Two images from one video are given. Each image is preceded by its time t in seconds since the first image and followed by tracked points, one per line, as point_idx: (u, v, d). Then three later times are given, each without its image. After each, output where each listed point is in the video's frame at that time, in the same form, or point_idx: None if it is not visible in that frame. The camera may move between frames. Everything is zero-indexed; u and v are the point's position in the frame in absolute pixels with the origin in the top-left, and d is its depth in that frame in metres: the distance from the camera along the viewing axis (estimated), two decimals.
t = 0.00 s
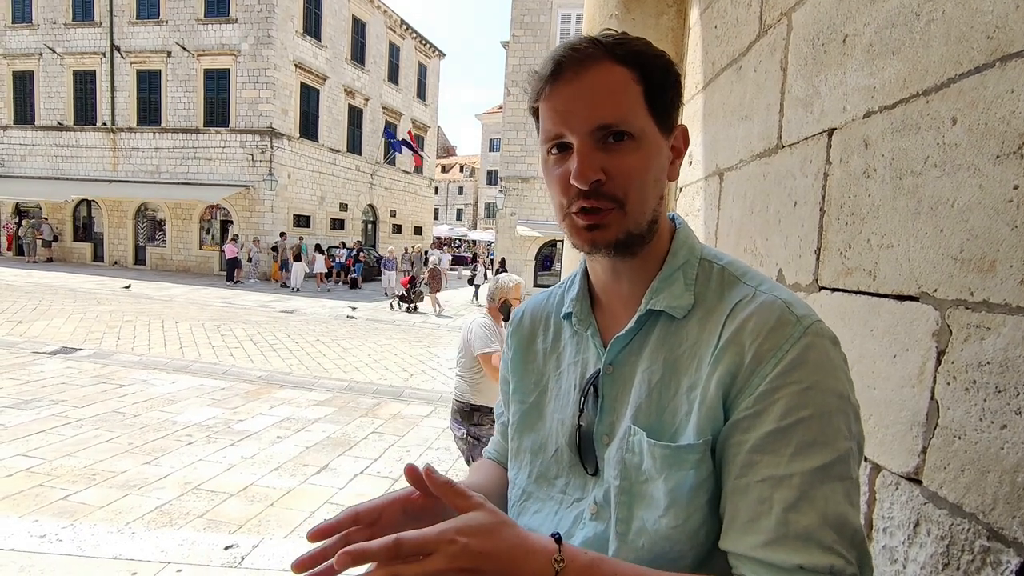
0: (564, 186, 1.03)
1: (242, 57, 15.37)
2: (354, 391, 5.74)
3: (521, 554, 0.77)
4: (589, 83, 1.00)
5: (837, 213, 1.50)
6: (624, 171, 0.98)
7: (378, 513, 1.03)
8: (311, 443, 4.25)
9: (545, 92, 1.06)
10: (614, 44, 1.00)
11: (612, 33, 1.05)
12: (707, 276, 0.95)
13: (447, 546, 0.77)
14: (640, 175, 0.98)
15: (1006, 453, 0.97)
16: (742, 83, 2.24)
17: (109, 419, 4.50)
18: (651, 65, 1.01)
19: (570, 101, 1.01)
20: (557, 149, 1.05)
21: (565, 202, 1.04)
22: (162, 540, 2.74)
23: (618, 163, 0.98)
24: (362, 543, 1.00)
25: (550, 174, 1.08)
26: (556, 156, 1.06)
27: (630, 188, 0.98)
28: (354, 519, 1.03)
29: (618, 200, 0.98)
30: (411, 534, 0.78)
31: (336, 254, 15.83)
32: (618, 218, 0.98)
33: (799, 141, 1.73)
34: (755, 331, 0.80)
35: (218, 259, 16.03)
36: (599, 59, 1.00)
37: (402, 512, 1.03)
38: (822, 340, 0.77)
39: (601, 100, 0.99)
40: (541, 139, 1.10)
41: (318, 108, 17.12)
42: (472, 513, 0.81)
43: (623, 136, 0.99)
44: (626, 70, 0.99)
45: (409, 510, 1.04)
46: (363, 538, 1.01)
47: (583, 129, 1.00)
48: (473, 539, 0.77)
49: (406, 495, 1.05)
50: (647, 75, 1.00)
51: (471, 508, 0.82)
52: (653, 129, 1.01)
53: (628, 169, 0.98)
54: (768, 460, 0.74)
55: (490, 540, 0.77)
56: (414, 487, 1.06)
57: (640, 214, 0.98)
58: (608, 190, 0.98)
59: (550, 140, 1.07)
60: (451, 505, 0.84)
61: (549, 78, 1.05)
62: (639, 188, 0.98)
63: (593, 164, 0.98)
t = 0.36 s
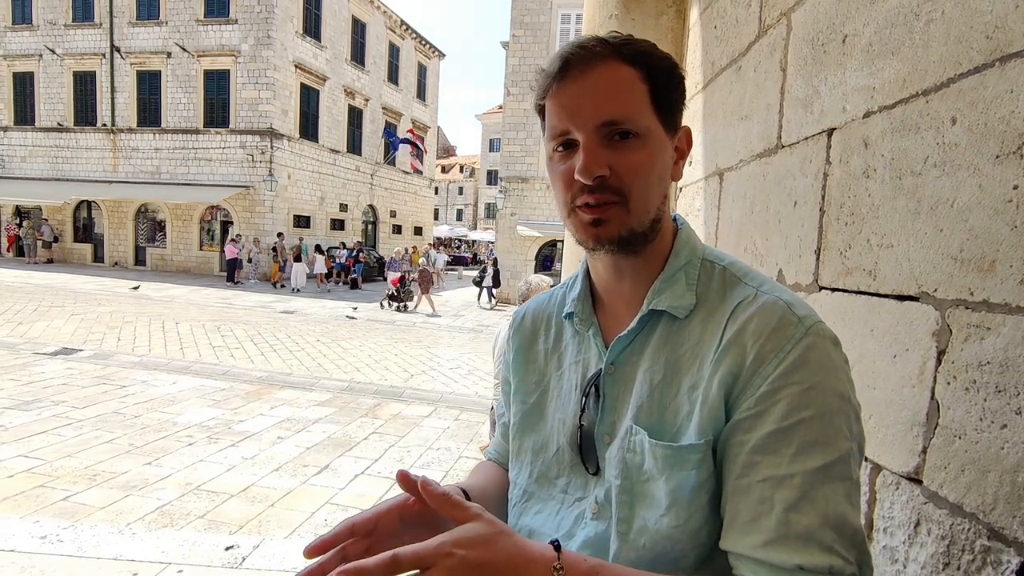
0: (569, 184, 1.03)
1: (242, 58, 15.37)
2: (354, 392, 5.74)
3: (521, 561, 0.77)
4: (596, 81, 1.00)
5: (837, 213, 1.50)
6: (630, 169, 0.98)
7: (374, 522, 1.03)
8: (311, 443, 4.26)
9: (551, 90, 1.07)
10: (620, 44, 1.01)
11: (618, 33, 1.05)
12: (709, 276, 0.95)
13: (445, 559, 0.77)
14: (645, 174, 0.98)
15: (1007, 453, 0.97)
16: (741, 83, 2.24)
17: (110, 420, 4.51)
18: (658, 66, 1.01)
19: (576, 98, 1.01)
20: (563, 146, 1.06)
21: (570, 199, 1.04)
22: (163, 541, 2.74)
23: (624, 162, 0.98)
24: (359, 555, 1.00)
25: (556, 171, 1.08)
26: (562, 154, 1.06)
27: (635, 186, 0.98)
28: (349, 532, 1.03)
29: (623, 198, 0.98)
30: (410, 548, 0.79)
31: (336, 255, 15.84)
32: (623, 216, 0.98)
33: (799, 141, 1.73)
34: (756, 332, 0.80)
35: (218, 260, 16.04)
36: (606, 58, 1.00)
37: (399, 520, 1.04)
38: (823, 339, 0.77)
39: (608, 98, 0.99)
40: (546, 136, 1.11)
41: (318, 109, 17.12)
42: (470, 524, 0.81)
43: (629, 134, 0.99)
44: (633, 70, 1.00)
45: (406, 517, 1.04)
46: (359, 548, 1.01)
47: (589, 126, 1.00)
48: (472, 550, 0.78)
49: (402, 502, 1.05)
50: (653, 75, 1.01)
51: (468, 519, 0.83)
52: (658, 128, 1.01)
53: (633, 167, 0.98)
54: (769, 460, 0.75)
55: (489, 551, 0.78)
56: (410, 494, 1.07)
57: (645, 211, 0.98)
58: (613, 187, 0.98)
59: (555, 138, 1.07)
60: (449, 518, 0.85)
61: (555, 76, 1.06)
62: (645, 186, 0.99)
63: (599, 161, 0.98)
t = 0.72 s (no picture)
0: (571, 184, 1.04)
1: (242, 58, 15.36)
2: (354, 391, 5.75)
3: (529, 533, 0.76)
4: (596, 80, 1.00)
5: (838, 212, 1.50)
6: (633, 167, 0.98)
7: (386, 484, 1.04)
8: (312, 443, 4.26)
9: (553, 89, 1.06)
10: (621, 43, 1.00)
11: (619, 31, 1.05)
12: (709, 275, 0.95)
13: (456, 520, 0.76)
14: (647, 172, 0.98)
15: (1008, 452, 0.97)
16: (742, 82, 2.24)
17: (110, 420, 4.50)
18: (659, 64, 1.01)
19: (578, 98, 1.01)
20: (564, 145, 1.06)
21: (572, 197, 1.04)
22: (163, 541, 2.75)
23: (626, 161, 0.98)
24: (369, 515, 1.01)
25: (557, 171, 1.07)
26: (563, 154, 1.06)
27: (636, 186, 0.98)
28: (361, 491, 1.05)
29: (625, 197, 0.98)
30: (421, 507, 0.77)
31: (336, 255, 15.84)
32: (625, 216, 0.98)
33: (799, 140, 1.73)
34: (756, 331, 0.80)
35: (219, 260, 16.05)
36: (609, 56, 1.00)
37: (409, 488, 1.04)
38: (825, 338, 0.77)
39: (609, 97, 0.99)
40: (547, 137, 1.10)
41: (318, 109, 17.12)
42: (482, 490, 0.80)
43: (630, 133, 0.99)
44: (635, 68, 1.00)
45: (416, 485, 1.04)
46: (368, 509, 1.02)
47: (590, 126, 1.00)
48: (484, 515, 0.76)
49: (413, 470, 1.05)
50: (655, 74, 1.01)
51: (481, 485, 0.81)
52: (660, 127, 1.01)
53: (635, 166, 0.98)
54: (770, 459, 0.74)
55: (500, 518, 0.76)
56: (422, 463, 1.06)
57: (648, 210, 0.98)
58: (615, 186, 0.99)
59: (557, 136, 1.07)
60: (461, 484, 0.83)
61: (555, 76, 1.05)
62: (646, 185, 0.99)
63: (601, 161, 0.98)
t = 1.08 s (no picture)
0: (572, 181, 1.04)
1: (242, 58, 15.36)
2: (355, 391, 5.75)
3: None
4: (600, 77, 1.00)
5: (838, 212, 1.50)
6: (634, 166, 0.98)
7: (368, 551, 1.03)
8: (312, 443, 4.26)
9: (555, 86, 1.06)
10: (626, 40, 1.00)
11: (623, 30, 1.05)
12: (711, 276, 0.95)
13: None
14: (650, 170, 0.98)
15: (1007, 451, 0.97)
16: (742, 82, 2.24)
17: (110, 420, 4.50)
18: (663, 62, 1.01)
19: (581, 95, 1.02)
20: (566, 142, 1.06)
21: (574, 195, 1.04)
22: (164, 541, 2.75)
23: (628, 158, 0.98)
24: None
25: (559, 167, 1.08)
26: (565, 150, 1.06)
27: (638, 184, 0.98)
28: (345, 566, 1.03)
29: (626, 195, 0.98)
30: None
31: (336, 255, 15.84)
32: (626, 213, 0.98)
33: (799, 140, 1.73)
34: (758, 333, 0.80)
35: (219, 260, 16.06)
36: (612, 54, 1.00)
37: (394, 547, 1.04)
38: (826, 340, 0.77)
39: (611, 95, 0.99)
40: (550, 133, 1.11)
41: (318, 109, 17.11)
42: (462, 551, 0.87)
43: (633, 131, 0.99)
44: (637, 66, 1.00)
45: (401, 542, 1.04)
46: None
47: (593, 123, 1.00)
48: None
49: (394, 531, 1.05)
50: (659, 73, 1.01)
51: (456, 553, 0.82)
52: (662, 125, 1.01)
53: (637, 163, 0.98)
54: (772, 461, 0.75)
55: None
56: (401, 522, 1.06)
57: (650, 209, 0.99)
58: (616, 184, 0.98)
59: (559, 133, 1.07)
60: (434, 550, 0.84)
61: (560, 71, 1.06)
62: (649, 183, 0.98)
63: (603, 158, 0.98)
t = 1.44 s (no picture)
0: (562, 183, 1.04)
1: (241, 58, 15.34)
2: (355, 391, 5.75)
3: None
4: (590, 79, 1.00)
5: (837, 210, 1.50)
6: (621, 168, 0.98)
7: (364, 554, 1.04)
8: (312, 443, 4.26)
9: (547, 88, 1.07)
10: (617, 41, 1.00)
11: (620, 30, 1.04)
12: (704, 277, 0.95)
13: None
14: (638, 171, 0.98)
15: (1007, 449, 0.97)
16: (741, 80, 2.24)
17: (109, 422, 4.50)
18: (655, 63, 1.00)
19: (570, 98, 1.02)
20: (559, 144, 1.06)
21: (563, 196, 1.05)
22: (164, 542, 2.75)
23: (615, 160, 0.98)
24: None
25: (551, 168, 1.08)
26: (557, 151, 1.07)
27: (626, 185, 0.98)
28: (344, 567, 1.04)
29: (614, 197, 0.98)
30: None
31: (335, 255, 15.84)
32: (613, 215, 0.98)
33: (798, 138, 1.73)
34: (754, 334, 0.80)
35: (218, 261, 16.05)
36: (603, 56, 1.00)
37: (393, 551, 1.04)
38: (820, 341, 0.77)
39: (601, 97, 0.99)
40: (544, 134, 1.11)
41: (316, 109, 17.10)
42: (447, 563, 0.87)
43: (623, 133, 0.98)
44: (628, 68, 0.99)
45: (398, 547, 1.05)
46: None
47: (582, 126, 1.01)
48: None
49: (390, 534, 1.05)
50: (652, 74, 0.99)
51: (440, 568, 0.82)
52: (654, 127, 1.00)
53: (624, 165, 0.98)
54: (763, 465, 0.75)
55: None
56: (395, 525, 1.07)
57: (639, 212, 0.98)
58: (604, 186, 0.98)
59: (552, 135, 1.08)
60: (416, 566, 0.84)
61: (552, 72, 1.06)
62: (637, 185, 0.98)
63: (591, 161, 0.99)
